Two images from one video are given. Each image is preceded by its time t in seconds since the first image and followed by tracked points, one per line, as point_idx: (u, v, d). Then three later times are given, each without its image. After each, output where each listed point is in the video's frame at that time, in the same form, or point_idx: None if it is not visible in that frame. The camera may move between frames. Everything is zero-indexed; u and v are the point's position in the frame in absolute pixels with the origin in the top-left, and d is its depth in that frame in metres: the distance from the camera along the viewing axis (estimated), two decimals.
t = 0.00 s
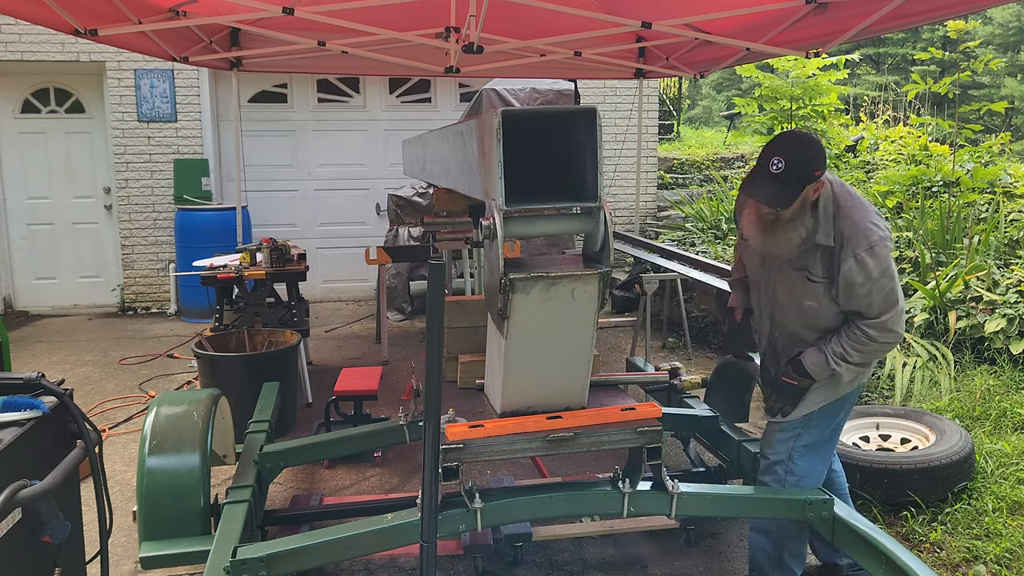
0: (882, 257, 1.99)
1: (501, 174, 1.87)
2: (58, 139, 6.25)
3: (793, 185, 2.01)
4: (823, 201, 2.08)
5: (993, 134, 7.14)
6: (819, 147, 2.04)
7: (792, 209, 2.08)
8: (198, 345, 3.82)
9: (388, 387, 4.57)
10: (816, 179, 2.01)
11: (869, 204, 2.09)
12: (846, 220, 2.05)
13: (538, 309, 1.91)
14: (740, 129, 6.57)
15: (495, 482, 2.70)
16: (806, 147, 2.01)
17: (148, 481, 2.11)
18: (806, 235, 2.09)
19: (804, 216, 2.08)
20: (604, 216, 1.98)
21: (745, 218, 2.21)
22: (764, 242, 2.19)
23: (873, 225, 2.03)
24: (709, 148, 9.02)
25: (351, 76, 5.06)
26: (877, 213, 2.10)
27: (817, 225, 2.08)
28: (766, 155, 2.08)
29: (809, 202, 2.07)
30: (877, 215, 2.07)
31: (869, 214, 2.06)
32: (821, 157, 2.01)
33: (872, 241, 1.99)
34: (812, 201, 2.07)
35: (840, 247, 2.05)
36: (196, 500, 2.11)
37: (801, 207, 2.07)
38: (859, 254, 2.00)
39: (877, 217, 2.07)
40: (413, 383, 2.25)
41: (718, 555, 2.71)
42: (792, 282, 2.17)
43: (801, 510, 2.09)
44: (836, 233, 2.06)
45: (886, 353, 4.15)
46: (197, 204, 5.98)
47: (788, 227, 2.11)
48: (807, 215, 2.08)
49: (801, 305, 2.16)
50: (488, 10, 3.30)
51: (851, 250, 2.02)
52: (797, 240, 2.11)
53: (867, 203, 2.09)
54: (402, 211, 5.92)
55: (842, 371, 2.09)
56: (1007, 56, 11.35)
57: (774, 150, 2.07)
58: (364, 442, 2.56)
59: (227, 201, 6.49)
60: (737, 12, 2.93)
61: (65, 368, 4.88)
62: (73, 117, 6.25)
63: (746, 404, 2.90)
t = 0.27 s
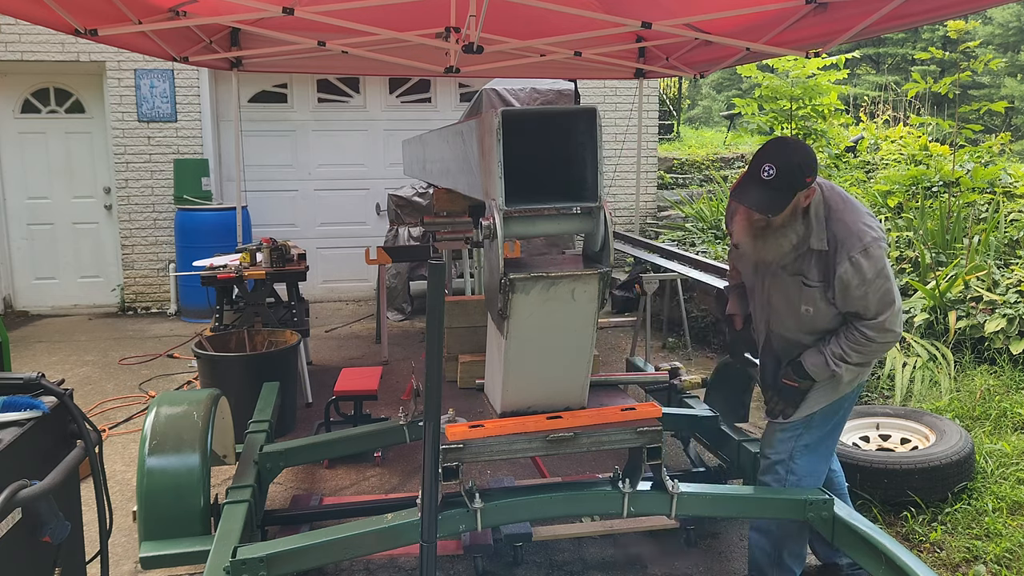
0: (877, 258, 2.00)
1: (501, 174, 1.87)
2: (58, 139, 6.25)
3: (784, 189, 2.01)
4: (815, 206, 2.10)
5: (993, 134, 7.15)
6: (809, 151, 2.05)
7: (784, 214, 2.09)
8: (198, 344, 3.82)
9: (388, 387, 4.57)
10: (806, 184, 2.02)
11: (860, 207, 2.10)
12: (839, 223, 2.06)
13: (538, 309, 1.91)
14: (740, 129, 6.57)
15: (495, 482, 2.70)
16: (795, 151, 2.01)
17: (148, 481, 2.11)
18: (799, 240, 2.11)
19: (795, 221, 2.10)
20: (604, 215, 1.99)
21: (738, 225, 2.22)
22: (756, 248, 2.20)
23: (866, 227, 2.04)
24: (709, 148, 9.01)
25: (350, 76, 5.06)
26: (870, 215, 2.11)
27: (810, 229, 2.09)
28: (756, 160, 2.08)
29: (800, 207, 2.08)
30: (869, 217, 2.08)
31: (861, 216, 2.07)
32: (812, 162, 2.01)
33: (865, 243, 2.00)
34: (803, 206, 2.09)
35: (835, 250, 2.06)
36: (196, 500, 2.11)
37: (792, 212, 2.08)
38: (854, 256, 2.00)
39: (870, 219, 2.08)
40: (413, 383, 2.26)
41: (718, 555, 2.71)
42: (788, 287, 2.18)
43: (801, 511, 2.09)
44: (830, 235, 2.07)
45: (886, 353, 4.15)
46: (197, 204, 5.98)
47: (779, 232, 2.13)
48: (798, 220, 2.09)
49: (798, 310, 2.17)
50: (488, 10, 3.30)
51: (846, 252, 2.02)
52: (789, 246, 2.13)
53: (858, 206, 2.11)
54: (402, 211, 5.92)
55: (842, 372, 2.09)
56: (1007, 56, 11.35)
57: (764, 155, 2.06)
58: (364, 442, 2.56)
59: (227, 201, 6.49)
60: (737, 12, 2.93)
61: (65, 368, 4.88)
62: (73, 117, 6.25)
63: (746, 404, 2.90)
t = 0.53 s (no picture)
0: (871, 255, 1.99)
1: (501, 174, 1.87)
2: (58, 139, 6.25)
3: (774, 187, 2.00)
4: (807, 204, 2.10)
5: (993, 134, 7.15)
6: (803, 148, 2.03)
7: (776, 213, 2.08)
8: (198, 345, 3.82)
9: (388, 387, 4.57)
10: (798, 181, 2.01)
11: (854, 204, 2.10)
12: (833, 220, 2.06)
13: (538, 309, 1.91)
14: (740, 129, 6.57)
15: (495, 482, 2.69)
16: (785, 147, 2.00)
17: (148, 481, 2.11)
18: (792, 237, 2.11)
19: (787, 219, 2.09)
20: (604, 216, 1.99)
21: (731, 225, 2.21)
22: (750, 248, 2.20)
23: (859, 224, 2.03)
24: (709, 148, 9.01)
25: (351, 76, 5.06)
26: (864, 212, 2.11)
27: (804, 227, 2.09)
28: (747, 156, 2.07)
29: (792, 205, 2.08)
30: (863, 214, 2.08)
31: (854, 213, 2.07)
32: (804, 159, 2.01)
33: (860, 240, 2.00)
34: (796, 204, 2.09)
35: (829, 247, 2.05)
36: (196, 500, 2.11)
37: (784, 210, 2.07)
38: (848, 253, 2.00)
39: (864, 215, 2.07)
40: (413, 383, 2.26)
41: (718, 555, 2.71)
42: (784, 286, 2.17)
43: (801, 511, 2.09)
44: (824, 233, 2.07)
45: (886, 353, 4.15)
46: (197, 204, 5.98)
47: (771, 231, 2.11)
48: (790, 218, 2.09)
49: (794, 309, 2.17)
50: (489, 10, 3.30)
51: (840, 250, 2.02)
52: (782, 243, 2.12)
53: (852, 203, 2.10)
54: (402, 211, 5.92)
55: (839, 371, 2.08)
56: (1007, 56, 11.35)
57: (755, 152, 2.06)
58: (364, 442, 2.56)
59: (227, 201, 6.49)
60: (737, 12, 2.93)
61: (65, 368, 4.88)
62: (73, 117, 6.25)
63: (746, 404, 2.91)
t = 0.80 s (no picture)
0: (862, 240, 1.98)
1: (501, 174, 1.87)
2: (58, 139, 6.25)
3: (767, 149, 2.09)
4: (807, 182, 2.10)
5: (993, 134, 7.14)
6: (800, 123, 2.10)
7: (773, 182, 2.13)
8: (198, 345, 3.82)
9: (388, 387, 4.57)
10: (792, 147, 2.09)
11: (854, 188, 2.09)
12: (828, 202, 2.06)
13: (538, 308, 1.91)
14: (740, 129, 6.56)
15: (495, 482, 2.69)
16: (786, 116, 2.08)
17: (148, 481, 2.11)
18: (788, 213, 2.12)
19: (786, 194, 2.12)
20: (604, 216, 1.99)
21: (735, 198, 2.28)
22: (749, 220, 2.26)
23: (854, 209, 2.02)
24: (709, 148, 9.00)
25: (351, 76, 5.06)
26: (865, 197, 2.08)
27: (799, 205, 2.11)
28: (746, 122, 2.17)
29: (791, 176, 2.11)
30: (861, 198, 2.05)
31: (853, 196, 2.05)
32: (799, 127, 2.09)
33: (852, 223, 1.98)
34: (794, 175, 2.11)
35: (821, 228, 2.06)
36: (196, 500, 2.11)
37: (782, 180, 2.11)
38: (838, 236, 2.00)
39: (862, 200, 2.05)
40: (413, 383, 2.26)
41: (718, 555, 2.71)
42: (781, 267, 2.19)
43: (801, 511, 2.09)
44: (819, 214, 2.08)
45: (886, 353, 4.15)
46: (197, 204, 5.98)
47: (770, 201, 2.15)
48: (788, 192, 2.12)
49: (789, 292, 2.18)
50: (489, 10, 3.30)
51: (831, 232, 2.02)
52: (778, 220, 2.15)
53: (852, 186, 2.09)
54: (402, 211, 5.92)
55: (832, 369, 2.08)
56: (1007, 56, 11.34)
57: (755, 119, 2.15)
58: (364, 442, 2.56)
59: (227, 201, 6.49)
60: (737, 12, 2.93)
61: (65, 368, 4.88)
62: (73, 117, 6.25)
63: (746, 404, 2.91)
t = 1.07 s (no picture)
0: (886, 198, 1.92)
1: (501, 174, 1.87)
2: (58, 139, 6.25)
3: (800, 97, 2.10)
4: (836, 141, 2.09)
5: (993, 134, 7.15)
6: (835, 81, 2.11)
7: (806, 133, 2.12)
8: (198, 345, 3.82)
9: (388, 387, 4.57)
10: (825, 95, 2.10)
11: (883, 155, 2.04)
12: (855, 161, 2.02)
13: (538, 308, 1.91)
14: (740, 129, 6.57)
15: (495, 482, 2.69)
16: (820, 69, 2.08)
17: (148, 481, 2.11)
18: (818, 166, 2.09)
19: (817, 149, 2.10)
20: (604, 216, 1.99)
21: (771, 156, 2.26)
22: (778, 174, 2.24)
23: (881, 172, 1.96)
24: (709, 148, 9.00)
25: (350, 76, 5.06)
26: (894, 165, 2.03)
27: (828, 160, 2.08)
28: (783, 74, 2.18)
29: (825, 126, 2.11)
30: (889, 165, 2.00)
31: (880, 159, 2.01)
32: (831, 78, 2.09)
33: (877, 181, 1.94)
34: (826, 129, 2.10)
35: (845, 185, 2.02)
36: (196, 500, 2.11)
37: (815, 129, 2.11)
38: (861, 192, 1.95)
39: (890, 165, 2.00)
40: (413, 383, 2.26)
41: (718, 555, 2.71)
42: (800, 229, 2.15)
43: (801, 510, 2.09)
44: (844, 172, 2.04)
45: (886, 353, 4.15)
46: (197, 204, 5.99)
47: (801, 153, 2.13)
48: (821, 144, 2.09)
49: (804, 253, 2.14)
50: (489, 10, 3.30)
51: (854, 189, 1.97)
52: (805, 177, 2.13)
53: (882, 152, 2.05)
54: (402, 211, 5.92)
55: (876, 350, 1.92)
56: (1007, 56, 11.35)
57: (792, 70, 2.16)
58: (364, 442, 2.56)
59: (227, 201, 6.49)
60: (737, 12, 2.93)
61: (65, 368, 4.88)
62: (73, 117, 6.25)
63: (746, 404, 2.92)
